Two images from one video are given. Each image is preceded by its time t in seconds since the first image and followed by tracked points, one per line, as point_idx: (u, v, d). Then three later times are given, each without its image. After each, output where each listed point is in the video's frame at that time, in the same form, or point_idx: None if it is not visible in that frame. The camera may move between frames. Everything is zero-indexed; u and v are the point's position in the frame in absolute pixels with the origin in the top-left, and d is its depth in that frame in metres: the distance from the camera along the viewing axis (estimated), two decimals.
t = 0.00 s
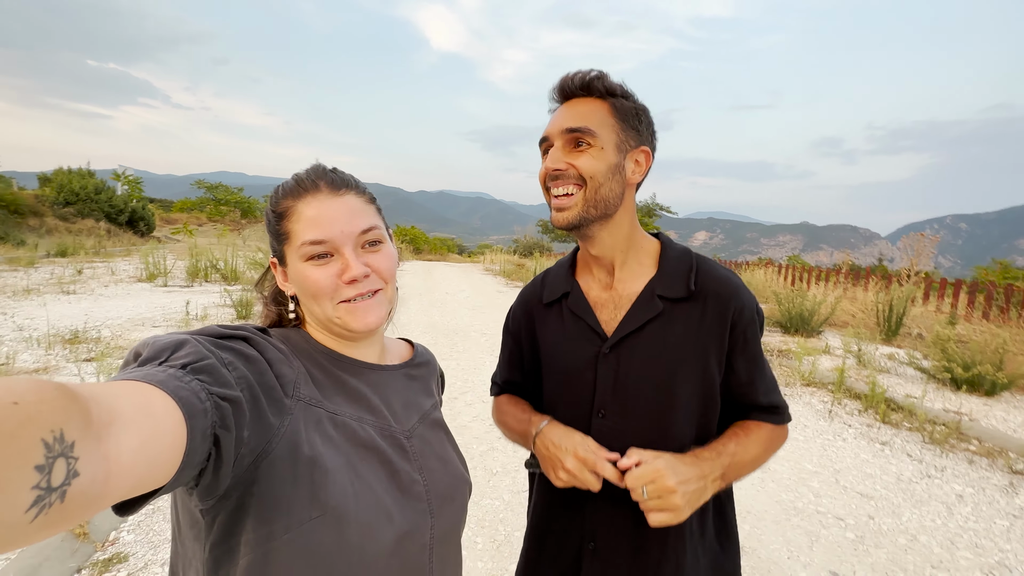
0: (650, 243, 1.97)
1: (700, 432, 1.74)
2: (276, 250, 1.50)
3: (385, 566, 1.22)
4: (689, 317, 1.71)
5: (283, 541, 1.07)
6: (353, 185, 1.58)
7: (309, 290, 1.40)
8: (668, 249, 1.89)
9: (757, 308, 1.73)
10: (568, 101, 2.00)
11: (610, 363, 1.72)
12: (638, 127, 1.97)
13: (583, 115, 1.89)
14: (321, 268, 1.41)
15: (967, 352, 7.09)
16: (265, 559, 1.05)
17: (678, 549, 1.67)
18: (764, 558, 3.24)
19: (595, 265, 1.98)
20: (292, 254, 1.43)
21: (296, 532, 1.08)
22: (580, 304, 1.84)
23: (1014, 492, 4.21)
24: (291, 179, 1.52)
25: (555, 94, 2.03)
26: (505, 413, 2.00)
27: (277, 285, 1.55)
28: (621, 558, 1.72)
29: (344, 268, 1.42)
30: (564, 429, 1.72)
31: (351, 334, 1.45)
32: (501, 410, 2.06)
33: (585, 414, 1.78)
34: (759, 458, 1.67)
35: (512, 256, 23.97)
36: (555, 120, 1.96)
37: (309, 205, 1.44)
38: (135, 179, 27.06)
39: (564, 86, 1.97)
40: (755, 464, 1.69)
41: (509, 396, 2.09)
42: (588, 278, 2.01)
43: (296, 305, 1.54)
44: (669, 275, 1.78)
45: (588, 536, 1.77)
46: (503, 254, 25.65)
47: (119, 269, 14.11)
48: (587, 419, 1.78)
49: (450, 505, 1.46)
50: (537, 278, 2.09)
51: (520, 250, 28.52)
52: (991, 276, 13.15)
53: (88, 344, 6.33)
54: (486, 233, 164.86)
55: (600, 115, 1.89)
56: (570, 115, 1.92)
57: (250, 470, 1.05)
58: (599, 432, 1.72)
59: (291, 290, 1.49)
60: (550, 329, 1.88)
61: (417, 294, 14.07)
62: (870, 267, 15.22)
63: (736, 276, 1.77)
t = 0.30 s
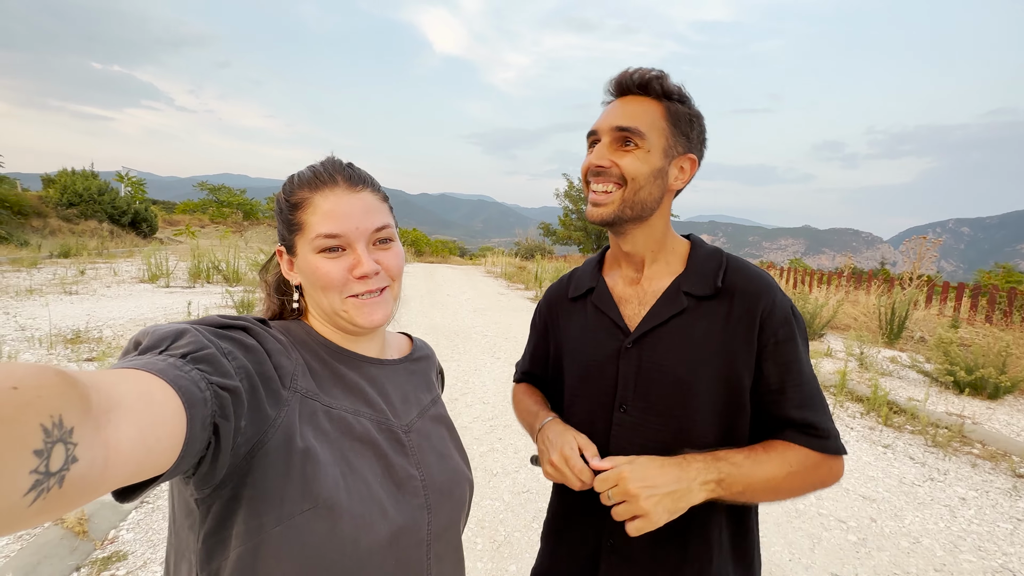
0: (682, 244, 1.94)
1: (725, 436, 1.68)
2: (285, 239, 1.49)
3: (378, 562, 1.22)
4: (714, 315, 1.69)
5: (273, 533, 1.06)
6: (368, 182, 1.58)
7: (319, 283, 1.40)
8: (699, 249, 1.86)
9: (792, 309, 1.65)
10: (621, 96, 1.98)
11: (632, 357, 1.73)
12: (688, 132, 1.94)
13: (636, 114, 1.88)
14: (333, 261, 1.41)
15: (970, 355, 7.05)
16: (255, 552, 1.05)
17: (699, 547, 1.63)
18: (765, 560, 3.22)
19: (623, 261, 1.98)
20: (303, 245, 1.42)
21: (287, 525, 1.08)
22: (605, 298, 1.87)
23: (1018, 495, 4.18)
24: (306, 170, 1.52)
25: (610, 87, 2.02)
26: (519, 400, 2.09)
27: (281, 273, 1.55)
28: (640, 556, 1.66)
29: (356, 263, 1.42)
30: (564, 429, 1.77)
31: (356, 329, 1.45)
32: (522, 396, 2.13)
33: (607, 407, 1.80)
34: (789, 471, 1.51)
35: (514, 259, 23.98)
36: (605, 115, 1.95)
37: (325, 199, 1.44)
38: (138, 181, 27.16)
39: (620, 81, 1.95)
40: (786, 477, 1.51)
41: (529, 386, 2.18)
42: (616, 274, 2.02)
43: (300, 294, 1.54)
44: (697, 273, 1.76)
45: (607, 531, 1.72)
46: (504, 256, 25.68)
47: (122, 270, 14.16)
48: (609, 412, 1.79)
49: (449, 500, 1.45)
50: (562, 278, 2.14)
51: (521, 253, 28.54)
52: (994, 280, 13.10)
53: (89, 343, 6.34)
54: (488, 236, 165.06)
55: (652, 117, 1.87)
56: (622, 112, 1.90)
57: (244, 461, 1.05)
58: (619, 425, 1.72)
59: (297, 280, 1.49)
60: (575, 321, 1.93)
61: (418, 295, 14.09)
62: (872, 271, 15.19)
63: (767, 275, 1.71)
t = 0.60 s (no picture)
0: (702, 248, 1.96)
1: (733, 444, 1.69)
2: (291, 237, 1.50)
3: (383, 559, 1.22)
4: (731, 322, 1.69)
5: (280, 529, 1.07)
6: (374, 180, 1.60)
7: (326, 280, 1.41)
8: (719, 257, 1.86)
9: (807, 324, 1.65)
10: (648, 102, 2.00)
11: (645, 358, 1.75)
12: (717, 134, 1.97)
13: (666, 120, 1.91)
14: (342, 257, 1.43)
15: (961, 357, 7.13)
16: (263, 548, 1.06)
17: (697, 548, 1.65)
18: (760, 560, 3.25)
19: (643, 263, 1.99)
20: (311, 242, 1.44)
21: (294, 521, 1.09)
22: (621, 299, 1.89)
23: (1008, 495, 4.23)
24: (312, 168, 1.53)
25: (636, 95, 2.04)
26: (535, 401, 2.15)
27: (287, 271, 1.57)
28: (639, 554, 1.69)
29: (365, 260, 1.44)
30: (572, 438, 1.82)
31: (364, 327, 1.46)
32: (537, 395, 2.19)
33: (616, 405, 1.82)
34: (784, 479, 1.51)
35: (509, 261, 24.01)
36: (637, 120, 1.98)
37: (333, 195, 1.45)
38: (132, 182, 26.98)
39: (651, 86, 1.98)
40: (780, 482, 1.51)
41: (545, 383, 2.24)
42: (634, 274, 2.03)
43: (306, 292, 1.54)
44: (716, 280, 1.77)
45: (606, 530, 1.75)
46: (500, 258, 25.72)
47: (115, 271, 14.06)
48: (617, 411, 1.81)
49: (454, 499, 1.46)
50: (576, 274, 2.15)
51: (517, 255, 28.59)
52: (985, 284, 13.26)
53: (82, 345, 6.29)
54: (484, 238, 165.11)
55: (683, 122, 1.90)
56: (652, 119, 1.93)
57: (252, 458, 1.06)
58: (626, 426, 1.75)
59: (304, 278, 1.50)
60: (586, 319, 1.96)
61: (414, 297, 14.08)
62: (864, 274, 15.33)
63: (786, 288, 1.71)
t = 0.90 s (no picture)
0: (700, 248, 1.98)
1: (725, 442, 1.67)
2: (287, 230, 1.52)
3: (382, 553, 1.23)
4: (723, 317, 1.71)
5: (279, 526, 1.08)
6: (373, 177, 1.61)
7: (316, 274, 1.42)
8: (713, 255, 1.88)
9: (802, 315, 1.65)
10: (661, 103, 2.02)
11: (638, 354, 1.76)
12: (724, 142, 2.00)
13: (679, 122, 1.91)
14: (332, 253, 1.43)
15: (959, 358, 7.16)
16: (263, 545, 1.07)
17: (679, 538, 1.66)
18: (758, 559, 3.25)
19: (642, 262, 2.01)
20: (304, 236, 1.45)
21: (293, 517, 1.09)
22: (618, 295, 1.91)
23: (1005, 495, 4.25)
24: (313, 163, 1.54)
25: (650, 94, 2.06)
26: (529, 399, 2.18)
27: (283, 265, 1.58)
28: (621, 543, 1.71)
29: (355, 256, 1.45)
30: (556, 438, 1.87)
31: (351, 323, 1.47)
32: (532, 394, 2.20)
33: (609, 399, 1.83)
34: (754, 477, 1.47)
35: (509, 262, 24.03)
36: (648, 119, 1.99)
37: (329, 191, 1.47)
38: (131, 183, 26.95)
39: (663, 88, 1.99)
40: (750, 482, 1.46)
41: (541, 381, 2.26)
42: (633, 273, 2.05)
43: (301, 287, 1.57)
44: (707, 276, 1.79)
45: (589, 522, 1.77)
46: (499, 259, 25.72)
47: (113, 272, 14.05)
48: (609, 405, 1.83)
49: (451, 494, 1.47)
50: (576, 271, 2.18)
51: (516, 257, 28.62)
52: (983, 284, 13.30)
53: (81, 346, 6.29)
54: (483, 239, 165.22)
55: (694, 126, 1.91)
56: (665, 118, 1.94)
57: (249, 456, 1.07)
58: (617, 420, 1.76)
59: (297, 271, 1.52)
60: (584, 316, 1.98)
61: (413, 298, 14.09)
62: (863, 275, 15.36)
63: (779, 281, 1.72)
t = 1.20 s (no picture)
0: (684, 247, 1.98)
1: (702, 445, 1.67)
2: (289, 227, 1.50)
3: (376, 554, 1.24)
4: (698, 320, 1.69)
5: (271, 526, 1.09)
6: (380, 183, 1.62)
7: (322, 273, 1.42)
8: (695, 252, 1.86)
9: (779, 319, 1.60)
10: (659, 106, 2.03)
11: (618, 356, 1.77)
12: (716, 152, 2.02)
13: (675, 124, 1.92)
14: (340, 254, 1.44)
15: (964, 357, 7.11)
16: (256, 546, 1.07)
17: (660, 541, 1.66)
18: (760, 560, 3.24)
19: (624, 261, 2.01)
20: (312, 235, 1.44)
21: (286, 518, 1.10)
22: (603, 297, 1.93)
23: (1011, 496, 4.21)
24: (320, 163, 1.54)
25: (652, 96, 2.07)
26: (531, 402, 2.21)
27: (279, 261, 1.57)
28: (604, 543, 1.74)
29: (363, 259, 1.46)
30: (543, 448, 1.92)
31: (352, 325, 1.48)
32: (534, 396, 2.24)
33: (593, 399, 1.85)
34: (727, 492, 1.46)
35: (511, 262, 24.03)
36: (642, 119, 2.00)
37: (340, 193, 1.47)
38: (136, 184, 27.10)
39: (664, 93, 2.02)
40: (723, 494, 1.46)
41: (542, 384, 2.27)
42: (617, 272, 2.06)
43: (295, 285, 1.59)
44: (687, 277, 1.77)
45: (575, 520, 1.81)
46: (502, 259, 25.71)
47: (119, 273, 14.14)
48: (594, 405, 1.85)
49: (447, 495, 1.47)
50: (568, 273, 2.20)
51: (519, 257, 28.62)
52: (989, 284, 13.20)
53: (86, 346, 6.33)
54: (486, 239, 165.31)
55: (689, 129, 1.93)
56: (661, 117, 1.94)
57: (243, 456, 1.07)
58: (600, 419, 1.78)
59: (297, 269, 1.51)
60: (574, 319, 2.00)
61: (416, 298, 14.10)
62: (868, 274, 15.27)
63: (760, 287, 1.67)
